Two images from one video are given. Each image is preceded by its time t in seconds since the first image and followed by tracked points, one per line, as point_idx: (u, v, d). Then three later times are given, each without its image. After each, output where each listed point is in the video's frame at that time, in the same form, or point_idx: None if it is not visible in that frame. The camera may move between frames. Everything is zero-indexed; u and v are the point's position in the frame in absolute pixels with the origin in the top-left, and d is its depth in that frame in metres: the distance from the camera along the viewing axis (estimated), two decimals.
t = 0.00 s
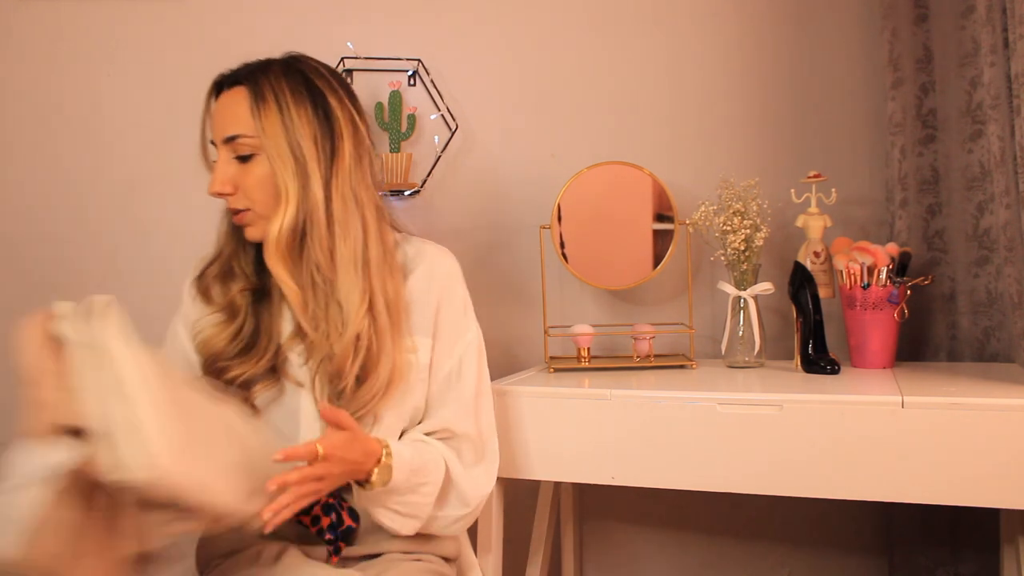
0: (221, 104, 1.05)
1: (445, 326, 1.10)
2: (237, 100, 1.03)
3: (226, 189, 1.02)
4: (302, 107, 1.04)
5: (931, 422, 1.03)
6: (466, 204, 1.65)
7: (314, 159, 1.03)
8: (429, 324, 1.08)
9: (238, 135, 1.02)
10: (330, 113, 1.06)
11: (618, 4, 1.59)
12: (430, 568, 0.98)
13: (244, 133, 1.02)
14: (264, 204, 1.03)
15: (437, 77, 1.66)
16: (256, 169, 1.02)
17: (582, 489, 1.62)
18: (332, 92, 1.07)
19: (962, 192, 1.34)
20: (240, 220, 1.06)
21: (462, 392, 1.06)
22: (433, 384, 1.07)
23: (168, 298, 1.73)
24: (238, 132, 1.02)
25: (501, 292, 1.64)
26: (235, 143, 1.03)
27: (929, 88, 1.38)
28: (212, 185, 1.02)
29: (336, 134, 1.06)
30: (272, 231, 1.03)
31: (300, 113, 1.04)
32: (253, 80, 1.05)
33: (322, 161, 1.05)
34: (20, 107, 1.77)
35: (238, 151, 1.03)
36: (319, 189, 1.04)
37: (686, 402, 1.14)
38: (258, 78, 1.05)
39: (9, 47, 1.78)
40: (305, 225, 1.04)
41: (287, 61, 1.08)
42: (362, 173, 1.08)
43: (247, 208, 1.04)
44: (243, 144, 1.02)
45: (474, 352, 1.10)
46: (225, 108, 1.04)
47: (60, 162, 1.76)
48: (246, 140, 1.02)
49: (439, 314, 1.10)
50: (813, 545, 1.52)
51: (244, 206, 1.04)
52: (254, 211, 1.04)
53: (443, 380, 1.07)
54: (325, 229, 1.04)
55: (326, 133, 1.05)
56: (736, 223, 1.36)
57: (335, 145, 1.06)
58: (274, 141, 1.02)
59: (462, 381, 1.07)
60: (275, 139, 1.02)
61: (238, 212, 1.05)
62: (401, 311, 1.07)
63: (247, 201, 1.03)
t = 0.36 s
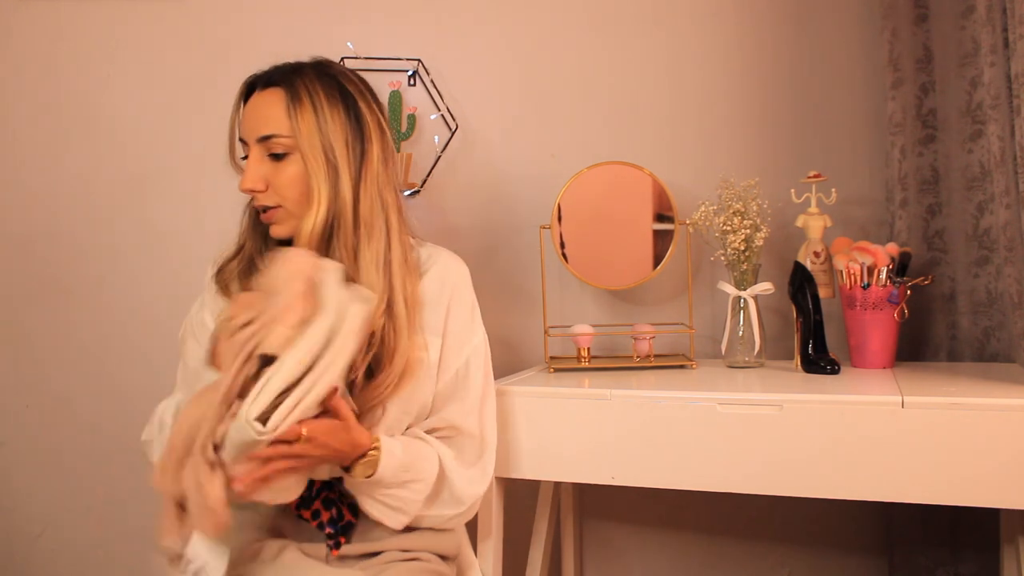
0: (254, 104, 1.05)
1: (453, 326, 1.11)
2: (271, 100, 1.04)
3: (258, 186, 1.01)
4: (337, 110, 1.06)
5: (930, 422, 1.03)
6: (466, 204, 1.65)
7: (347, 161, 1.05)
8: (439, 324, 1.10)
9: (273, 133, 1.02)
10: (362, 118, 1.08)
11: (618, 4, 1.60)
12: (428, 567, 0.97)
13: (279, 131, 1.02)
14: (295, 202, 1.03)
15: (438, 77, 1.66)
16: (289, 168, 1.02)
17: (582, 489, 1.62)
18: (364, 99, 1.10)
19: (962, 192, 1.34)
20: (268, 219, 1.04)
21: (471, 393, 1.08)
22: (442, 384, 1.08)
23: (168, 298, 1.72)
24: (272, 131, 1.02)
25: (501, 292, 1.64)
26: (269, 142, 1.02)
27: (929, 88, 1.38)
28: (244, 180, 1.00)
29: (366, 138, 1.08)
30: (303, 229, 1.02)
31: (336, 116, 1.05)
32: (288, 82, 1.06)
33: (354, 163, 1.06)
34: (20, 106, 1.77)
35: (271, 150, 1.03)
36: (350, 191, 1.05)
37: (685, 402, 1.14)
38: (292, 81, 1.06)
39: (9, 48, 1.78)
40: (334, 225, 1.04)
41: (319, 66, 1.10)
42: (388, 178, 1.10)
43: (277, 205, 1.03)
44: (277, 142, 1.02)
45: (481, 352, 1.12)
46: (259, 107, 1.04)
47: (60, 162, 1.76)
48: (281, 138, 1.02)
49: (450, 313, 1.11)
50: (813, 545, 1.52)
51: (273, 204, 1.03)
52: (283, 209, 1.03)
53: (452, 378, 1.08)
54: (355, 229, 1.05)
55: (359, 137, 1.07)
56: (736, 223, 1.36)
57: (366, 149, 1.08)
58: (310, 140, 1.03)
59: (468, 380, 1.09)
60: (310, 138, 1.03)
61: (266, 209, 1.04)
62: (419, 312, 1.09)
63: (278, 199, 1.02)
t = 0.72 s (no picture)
0: (257, 100, 1.05)
1: (457, 330, 1.14)
2: (275, 97, 1.04)
3: (263, 183, 1.01)
4: (341, 107, 1.07)
5: (930, 422, 1.03)
6: (466, 203, 1.65)
7: (353, 157, 1.06)
8: (444, 325, 1.13)
9: (278, 130, 1.02)
10: (364, 116, 1.10)
11: (618, 4, 1.59)
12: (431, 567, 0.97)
13: (284, 128, 1.03)
14: (300, 200, 1.03)
15: (437, 77, 1.66)
16: (294, 165, 1.03)
17: (582, 489, 1.62)
18: (366, 98, 1.12)
19: (962, 192, 1.34)
20: (270, 217, 1.04)
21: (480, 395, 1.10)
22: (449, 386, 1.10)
23: (168, 298, 1.72)
24: (277, 128, 1.02)
25: (501, 292, 1.64)
26: (273, 139, 1.03)
27: (929, 88, 1.38)
28: (249, 178, 1.00)
29: (370, 136, 1.10)
30: (312, 229, 1.03)
31: (340, 113, 1.06)
32: (290, 79, 1.06)
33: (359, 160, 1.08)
34: (20, 106, 1.77)
35: (276, 147, 1.03)
36: (356, 188, 1.06)
37: (686, 402, 1.14)
38: (295, 78, 1.06)
39: (8, 48, 1.78)
40: (342, 221, 1.06)
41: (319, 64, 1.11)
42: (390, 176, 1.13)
43: (281, 203, 1.03)
44: (282, 140, 1.03)
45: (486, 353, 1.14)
46: (263, 104, 1.04)
47: (59, 160, 1.76)
48: (286, 135, 1.03)
49: (450, 317, 1.14)
50: (813, 544, 1.52)
51: (277, 201, 1.03)
52: (286, 206, 1.03)
53: (459, 379, 1.10)
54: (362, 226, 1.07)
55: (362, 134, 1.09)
56: (736, 223, 1.36)
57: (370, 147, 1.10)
58: (316, 137, 1.03)
59: (476, 382, 1.10)
60: (317, 134, 1.03)
61: (269, 207, 1.03)
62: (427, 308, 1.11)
63: (284, 195, 1.02)
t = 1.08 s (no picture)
0: (277, 84, 1.04)
1: (452, 329, 1.12)
2: (302, 83, 1.05)
3: (282, 166, 1.01)
4: (360, 104, 1.08)
5: (931, 422, 1.03)
6: (465, 204, 1.65)
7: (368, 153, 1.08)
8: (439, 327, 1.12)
9: (303, 115, 1.03)
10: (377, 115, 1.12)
11: (618, 4, 1.60)
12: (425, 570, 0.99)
13: (312, 114, 1.03)
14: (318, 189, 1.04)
15: (437, 77, 1.66)
16: (314, 154, 1.03)
17: (582, 489, 1.62)
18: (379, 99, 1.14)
19: (962, 192, 1.34)
20: (278, 203, 1.02)
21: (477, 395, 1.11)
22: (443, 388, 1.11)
23: (168, 299, 1.72)
24: (303, 113, 1.03)
25: (501, 292, 1.64)
26: (296, 124, 1.03)
27: (929, 88, 1.38)
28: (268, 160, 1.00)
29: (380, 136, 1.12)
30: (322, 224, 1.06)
31: (360, 109, 1.08)
32: (312, 69, 1.07)
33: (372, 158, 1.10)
34: (19, 106, 1.77)
35: (297, 132, 1.03)
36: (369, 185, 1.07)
37: (686, 401, 1.14)
38: (317, 68, 1.07)
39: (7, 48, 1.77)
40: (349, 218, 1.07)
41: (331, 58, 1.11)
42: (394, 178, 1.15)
43: (297, 189, 1.02)
44: (306, 125, 1.03)
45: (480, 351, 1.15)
46: (286, 89, 1.03)
47: (59, 159, 1.76)
48: (313, 121, 1.03)
49: (445, 318, 1.13)
50: (813, 544, 1.52)
51: (293, 187, 1.02)
52: (303, 193, 1.03)
53: (454, 379, 1.11)
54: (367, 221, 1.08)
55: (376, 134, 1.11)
56: (736, 223, 1.36)
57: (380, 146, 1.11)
58: (340, 127, 1.04)
59: (471, 384, 1.11)
60: (342, 126, 1.05)
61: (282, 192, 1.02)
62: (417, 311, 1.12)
63: (299, 181, 1.02)
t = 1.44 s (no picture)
0: (280, 87, 1.03)
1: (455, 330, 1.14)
2: (303, 85, 1.04)
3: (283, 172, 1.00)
4: (362, 101, 1.08)
5: (930, 422, 1.03)
6: (465, 203, 1.65)
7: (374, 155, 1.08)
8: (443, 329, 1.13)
9: (306, 119, 1.02)
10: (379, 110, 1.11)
11: (618, 3, 1.59)
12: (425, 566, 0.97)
13: (315, 118, 1.03)
14: (322, 193, 1.03)
15: (437, 77, 1.66)
16: (321, 156, 1.03)
17: (582, 489, 1.62)
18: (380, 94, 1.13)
19: (962, 192, 1.34)
20: (285, 207, 1.02)
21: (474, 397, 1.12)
22: (442, 391, 1.11)
23: (168, 299, 1.72)
24: (304, 116, 1.02)
25: (501, 292, 1.64)
26: (299, 127, 1.02)
27: (929, 88, 1.38)
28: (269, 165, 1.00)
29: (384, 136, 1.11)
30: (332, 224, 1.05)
31: (363, 106, 1.08)
32: (312, 69, 1.06)
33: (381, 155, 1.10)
34: (19, 106, 1.77)
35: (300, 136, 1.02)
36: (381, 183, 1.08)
37: (686, 401, 1.14)
38: (317, 68, 1.06)
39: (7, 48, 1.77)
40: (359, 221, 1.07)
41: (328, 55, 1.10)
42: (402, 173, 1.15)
43: (301, 194, 1.02)
44: (310, 129, 1.03)
45: (477, 352, 1.15)
46: (289, 92, 1.03)
47: (59, 160, 1.76)
48: (315, 124, 1.03)
49: (445, 317, 1.14)
50: (813, 543, 1.52)
51: (296, 192, 1.01)
52: (307, 198, 1.02)
53: (452, 379, 1.12)
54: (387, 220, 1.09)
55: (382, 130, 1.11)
56: (736, 223, 1.36)
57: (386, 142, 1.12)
58: (345, 130, 1.05)
59: (470, 385, 1.12)
60: (347, 128, 1.05)
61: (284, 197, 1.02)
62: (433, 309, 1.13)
63: (311, 184, 1.02)
